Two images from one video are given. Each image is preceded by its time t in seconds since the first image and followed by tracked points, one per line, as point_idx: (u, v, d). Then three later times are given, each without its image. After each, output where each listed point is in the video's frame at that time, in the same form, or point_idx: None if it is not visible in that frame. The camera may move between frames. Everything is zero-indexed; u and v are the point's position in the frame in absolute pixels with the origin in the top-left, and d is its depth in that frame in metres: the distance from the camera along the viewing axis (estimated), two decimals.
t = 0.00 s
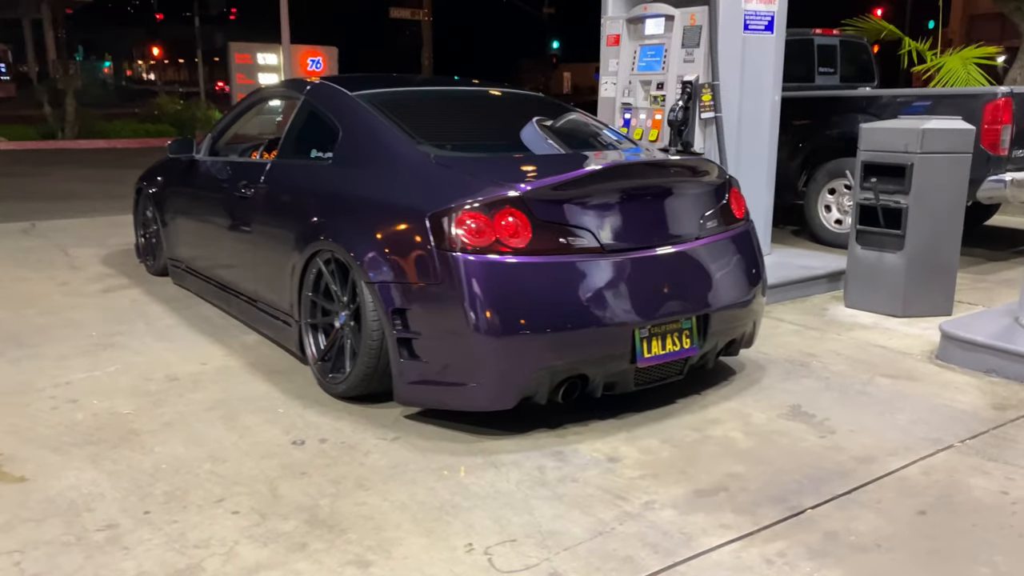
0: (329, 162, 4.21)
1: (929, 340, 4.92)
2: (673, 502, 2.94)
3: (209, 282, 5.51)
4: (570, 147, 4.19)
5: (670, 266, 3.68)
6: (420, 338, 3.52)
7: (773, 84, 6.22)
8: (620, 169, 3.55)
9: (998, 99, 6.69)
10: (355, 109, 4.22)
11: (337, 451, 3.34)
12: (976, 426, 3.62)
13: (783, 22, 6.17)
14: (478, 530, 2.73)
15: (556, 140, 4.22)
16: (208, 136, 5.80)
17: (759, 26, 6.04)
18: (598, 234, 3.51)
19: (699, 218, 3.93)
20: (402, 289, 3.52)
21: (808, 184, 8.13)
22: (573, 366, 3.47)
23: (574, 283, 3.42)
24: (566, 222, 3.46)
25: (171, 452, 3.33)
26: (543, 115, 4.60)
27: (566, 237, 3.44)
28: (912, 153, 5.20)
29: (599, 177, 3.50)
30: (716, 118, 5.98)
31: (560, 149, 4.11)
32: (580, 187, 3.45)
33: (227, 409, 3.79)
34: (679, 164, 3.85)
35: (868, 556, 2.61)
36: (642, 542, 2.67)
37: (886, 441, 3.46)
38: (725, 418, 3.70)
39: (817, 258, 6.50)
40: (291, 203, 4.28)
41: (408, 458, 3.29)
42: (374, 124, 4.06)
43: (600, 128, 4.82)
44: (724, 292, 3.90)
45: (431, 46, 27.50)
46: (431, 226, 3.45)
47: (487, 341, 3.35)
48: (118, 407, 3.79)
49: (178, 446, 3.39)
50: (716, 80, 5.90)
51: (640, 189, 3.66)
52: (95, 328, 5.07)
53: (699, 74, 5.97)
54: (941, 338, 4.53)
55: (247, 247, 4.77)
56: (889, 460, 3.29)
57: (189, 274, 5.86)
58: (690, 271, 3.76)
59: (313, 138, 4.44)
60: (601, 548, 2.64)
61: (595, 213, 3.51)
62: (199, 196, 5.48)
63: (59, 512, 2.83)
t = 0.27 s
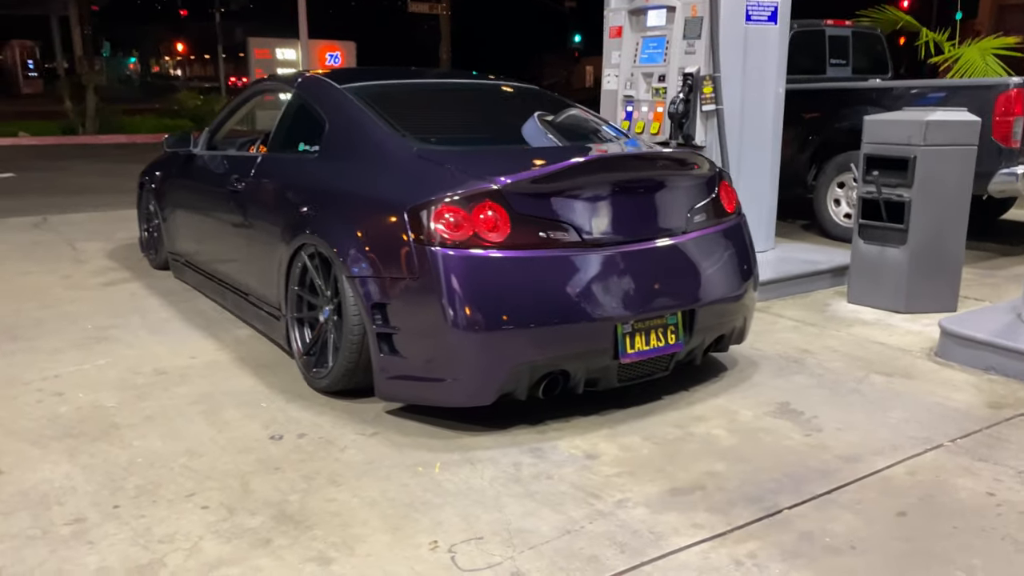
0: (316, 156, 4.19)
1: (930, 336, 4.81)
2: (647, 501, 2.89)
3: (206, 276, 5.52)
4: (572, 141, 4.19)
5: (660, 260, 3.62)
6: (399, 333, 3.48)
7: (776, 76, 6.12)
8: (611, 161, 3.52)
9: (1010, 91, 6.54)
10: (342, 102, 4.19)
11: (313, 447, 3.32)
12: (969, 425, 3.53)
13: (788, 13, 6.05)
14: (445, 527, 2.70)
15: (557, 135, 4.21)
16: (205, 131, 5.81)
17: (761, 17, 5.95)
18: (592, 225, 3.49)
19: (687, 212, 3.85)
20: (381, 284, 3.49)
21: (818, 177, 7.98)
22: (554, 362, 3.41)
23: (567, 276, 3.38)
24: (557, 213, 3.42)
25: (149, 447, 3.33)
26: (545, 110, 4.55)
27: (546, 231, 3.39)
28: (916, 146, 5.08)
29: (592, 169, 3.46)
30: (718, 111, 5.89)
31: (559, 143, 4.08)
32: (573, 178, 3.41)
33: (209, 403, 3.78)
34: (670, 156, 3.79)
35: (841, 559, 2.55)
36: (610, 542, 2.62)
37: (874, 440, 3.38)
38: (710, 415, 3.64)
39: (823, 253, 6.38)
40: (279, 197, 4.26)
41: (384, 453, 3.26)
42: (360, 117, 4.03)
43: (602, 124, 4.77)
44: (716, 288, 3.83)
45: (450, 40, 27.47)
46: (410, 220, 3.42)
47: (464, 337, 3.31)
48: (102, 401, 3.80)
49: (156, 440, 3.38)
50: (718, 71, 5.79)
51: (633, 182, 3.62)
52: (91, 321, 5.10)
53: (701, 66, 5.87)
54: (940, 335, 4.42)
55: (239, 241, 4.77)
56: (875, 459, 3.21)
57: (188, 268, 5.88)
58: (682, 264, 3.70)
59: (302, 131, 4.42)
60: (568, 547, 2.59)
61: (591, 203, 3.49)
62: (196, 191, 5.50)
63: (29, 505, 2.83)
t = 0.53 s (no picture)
0: (304, 154, 4.19)
1: (933, 334, 4.70)
2: (617, 502, 2.85)
3: (208, 272, 5.57)
4: (574, 137, 4.19)
5: (648, 255, 3.60)
6: (378, 331, 3.47)
7: (781, 69, 6.01)
8: (602, 154, 3.50)
9: None
10: (330, 99, 4.19)
11: (291, 444, 3.33)
12: (960, 426, 3.44)
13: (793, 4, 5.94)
14: (410, 527, 2.69)
15: (559, 132, 4.22)
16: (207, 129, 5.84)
17: (765, 9, 5.84)
18: (588, 220, 3.49)
19: (673, 208, 3.80)
20: (360, 282, 3.48)
21: (831, 171, 7.84)
22: (534, 360, 3.39)
23: (560, 271, 3.38)
24: (550, 208, 3.42)
25: (130, 444, 3.36)
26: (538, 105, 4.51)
27: (524, 228, 3.36)
28: (920, 139, 4.96)
29: (584, 163, 3.46)
30: (721, 105, 5.80)
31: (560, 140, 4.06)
32: (568, 173, 3.40)
33: (196, 400, 3.81)
34: (661, 151, 3.74)
35: (808, 564, 2.49)
36: (573, 544, 2.60)
37: (859, 441, 3.31)
38: (694, 414, 3.59)
39: (831, 248, 6.27)
40: (268, 194, 4.28)
41: (360, 452, 3.26)
42: (346, 115, 4.03)
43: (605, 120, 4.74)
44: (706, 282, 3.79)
45: (473, 34, 27.42)
46: (387, 218, 3.40)
47: (440, 336, 3.30)
48: (91, 398, 3.85)
49: (138, 437, 3.41)
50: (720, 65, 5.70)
51: (626, 178, 3.61)
52: (92, 318, 5.17)
53: (703, 59, 5.78)
54: (941, 333, 4.31)
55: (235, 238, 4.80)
56: (857, 461, 3.15)
57: (192, 265, 5.93)
58: (672, 259, 3.67)
59: (293, 129, 4.43)
60: (530, 549, 2.57)
61: (585, 199, 3.49)
62: (197, 188, 5.54)
63: (4, 502, 2.87)
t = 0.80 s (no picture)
0: (297, 152, 4.17)
1: (944, 336, 4.54)
2: (591, 509, 2.78)
3: (213, 270, 5.59)
4: (582, 134, 4.16)
5: (642, 253, 3.53)
6: (360, 331, 3.43)
7: (793, 64, 5.86)
8: (598, 151, 3.49)
9: None
10: (323, 97, 4.17)
11: (271, 444, 3.30)
12: (959, 434, 3.30)
13: None
14: (376, 532, 2.64)
15: (566, 130, 4.17)
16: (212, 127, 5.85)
17: (777, 2, 5.70)
18: (588, 216, 3.45)
19: (665, 206, 3.70)
20: (342, 281, 3.44)
21: (852, 168, 7.66)
22: (518, 361, 3.33)
23: (559, 264, 3.34)
24: (550, 204, 3.37)
25: (112, 441, 3.36)
26: (538, 103, 4.44)
27: (507, 227, 3.29)
28: (935, 135, 4.80)
29: (581, 159, 3.44)
30: (731, 100, 5.63)
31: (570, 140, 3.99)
32: (566, 168, 3.37)
33: (184, 398, 3.80)
34: (655, 149, 3.66)
35: None
36: (539, 552, 2.53)
37: (851, 448, 3.20)
38: (683, 418, 3.50)
39: (846, 248, 6.11)
40: (262, 192, 4.27)
41: (338, 453, 3.22)
42: (338, 113, 4.00)
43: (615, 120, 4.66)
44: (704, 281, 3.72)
45: (503, 31, 27.33)
46: (368, 216, 3.35)
47: (420, 337, 3.24)
48: (83, 394, 3.87)
49: (121, 435, 3.41)
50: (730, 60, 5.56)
51: (625, 176, 3.56)
52: (97, 314, 5.21)
53: (713, 54, 5.66)
54: (949, 337, 4.16)
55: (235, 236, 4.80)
56: (846, 469, 3.03)
57: (200, 263, 5.96)
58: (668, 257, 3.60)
59: (288, 126, 4.41)
60: (495, 556, 2.51)
61: (583, 195, 3.45)
62: (203, 186, 5.56)
63: None
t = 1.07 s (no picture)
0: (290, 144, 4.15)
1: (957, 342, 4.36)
2: (559, 512, 2.70)
3: (219, 262, 5.60)
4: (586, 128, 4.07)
5: (632, 250, 3.45)
6: (339, 325, 3.38)
7: (810, 59, 5.71)
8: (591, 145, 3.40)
9: None
10: (317, 89, 4.13)
11: (247, 438, 3.28)
12: (957, 445, 3.15)
13: None
14: (335, 529, 2.59)
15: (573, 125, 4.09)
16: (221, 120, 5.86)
17: None
18: (586, 211, 3.41)
19: (656, 202, 3.59)
20: (322, 274, 3.39)
21: (878, 168, 7.44)
22: (497, 358, 3.26)
23: (557, 259, 3.29)
24: (550, 196, 3.34)
25: (93, 430, 3.36)
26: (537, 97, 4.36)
27: (488, 222, 3.23)
28: (952, 133, 4.60)
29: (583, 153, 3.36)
30: (743, 96, 5.50)
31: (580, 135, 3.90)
32: (565, 161, 3.30)
33: (171, 389, 3.80)
34: (651, 144, 3.54)
35: None
36: (497, 554, 2.46)
37: (840, 456, 3.07)
38: (670, 421, 3.39)
39: (865, 249, 5.92)
40: (258, 185, 4.26)
41: (313, 448, 3.18)
42: (330, 105, 3.96)
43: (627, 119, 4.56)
44: (698, 278, 3.62)
45: (539, 29, 27.21)
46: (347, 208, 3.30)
47: (397, 332, 3.18)
48: (73, 383, 3.88)
49: (102, 425, 3.42)
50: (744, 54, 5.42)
51: (625, 170, 3.49)
52: (103, 304, 5.25)
53: (727, 49, 5.52)
54: (959, 343, 3.99)
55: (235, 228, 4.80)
56: (831, 478, 2.91)
57: (210, 255, 5.99)
58: (660, 254, 3.51)
59: (285, 118, 4.38)
60: (451, 558, 2.44)
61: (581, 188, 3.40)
62: (210, 179, 5.57)
63: None
